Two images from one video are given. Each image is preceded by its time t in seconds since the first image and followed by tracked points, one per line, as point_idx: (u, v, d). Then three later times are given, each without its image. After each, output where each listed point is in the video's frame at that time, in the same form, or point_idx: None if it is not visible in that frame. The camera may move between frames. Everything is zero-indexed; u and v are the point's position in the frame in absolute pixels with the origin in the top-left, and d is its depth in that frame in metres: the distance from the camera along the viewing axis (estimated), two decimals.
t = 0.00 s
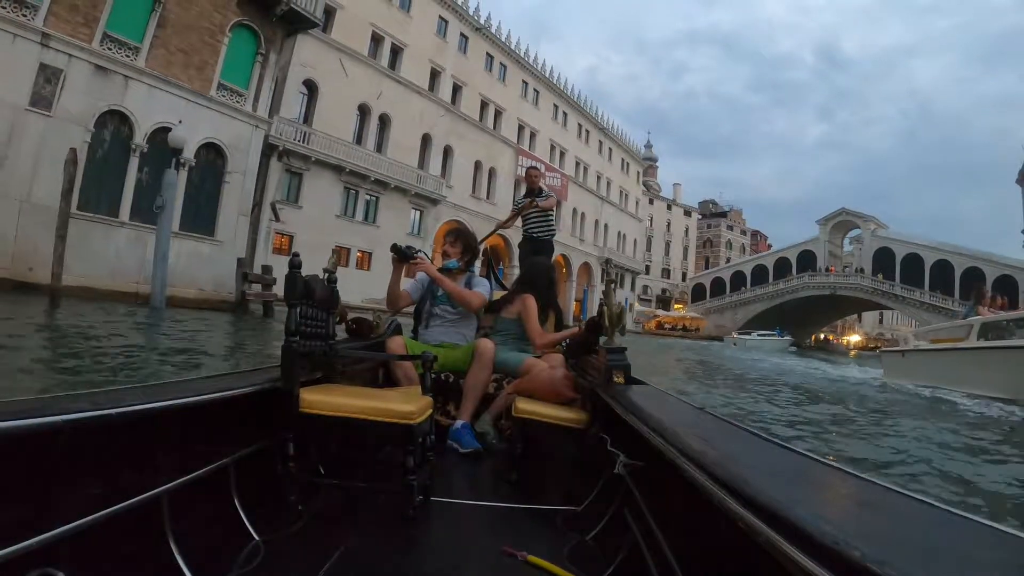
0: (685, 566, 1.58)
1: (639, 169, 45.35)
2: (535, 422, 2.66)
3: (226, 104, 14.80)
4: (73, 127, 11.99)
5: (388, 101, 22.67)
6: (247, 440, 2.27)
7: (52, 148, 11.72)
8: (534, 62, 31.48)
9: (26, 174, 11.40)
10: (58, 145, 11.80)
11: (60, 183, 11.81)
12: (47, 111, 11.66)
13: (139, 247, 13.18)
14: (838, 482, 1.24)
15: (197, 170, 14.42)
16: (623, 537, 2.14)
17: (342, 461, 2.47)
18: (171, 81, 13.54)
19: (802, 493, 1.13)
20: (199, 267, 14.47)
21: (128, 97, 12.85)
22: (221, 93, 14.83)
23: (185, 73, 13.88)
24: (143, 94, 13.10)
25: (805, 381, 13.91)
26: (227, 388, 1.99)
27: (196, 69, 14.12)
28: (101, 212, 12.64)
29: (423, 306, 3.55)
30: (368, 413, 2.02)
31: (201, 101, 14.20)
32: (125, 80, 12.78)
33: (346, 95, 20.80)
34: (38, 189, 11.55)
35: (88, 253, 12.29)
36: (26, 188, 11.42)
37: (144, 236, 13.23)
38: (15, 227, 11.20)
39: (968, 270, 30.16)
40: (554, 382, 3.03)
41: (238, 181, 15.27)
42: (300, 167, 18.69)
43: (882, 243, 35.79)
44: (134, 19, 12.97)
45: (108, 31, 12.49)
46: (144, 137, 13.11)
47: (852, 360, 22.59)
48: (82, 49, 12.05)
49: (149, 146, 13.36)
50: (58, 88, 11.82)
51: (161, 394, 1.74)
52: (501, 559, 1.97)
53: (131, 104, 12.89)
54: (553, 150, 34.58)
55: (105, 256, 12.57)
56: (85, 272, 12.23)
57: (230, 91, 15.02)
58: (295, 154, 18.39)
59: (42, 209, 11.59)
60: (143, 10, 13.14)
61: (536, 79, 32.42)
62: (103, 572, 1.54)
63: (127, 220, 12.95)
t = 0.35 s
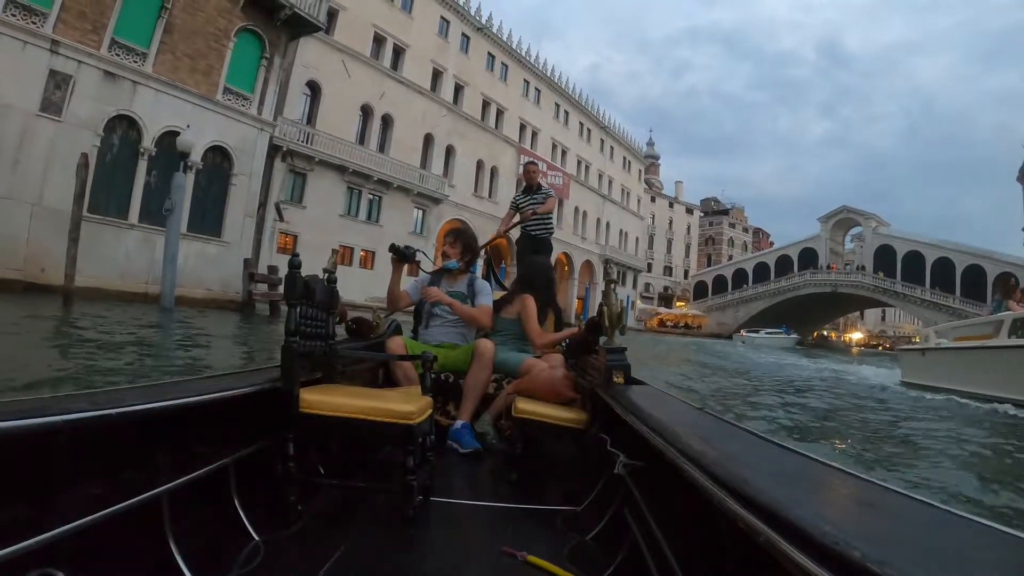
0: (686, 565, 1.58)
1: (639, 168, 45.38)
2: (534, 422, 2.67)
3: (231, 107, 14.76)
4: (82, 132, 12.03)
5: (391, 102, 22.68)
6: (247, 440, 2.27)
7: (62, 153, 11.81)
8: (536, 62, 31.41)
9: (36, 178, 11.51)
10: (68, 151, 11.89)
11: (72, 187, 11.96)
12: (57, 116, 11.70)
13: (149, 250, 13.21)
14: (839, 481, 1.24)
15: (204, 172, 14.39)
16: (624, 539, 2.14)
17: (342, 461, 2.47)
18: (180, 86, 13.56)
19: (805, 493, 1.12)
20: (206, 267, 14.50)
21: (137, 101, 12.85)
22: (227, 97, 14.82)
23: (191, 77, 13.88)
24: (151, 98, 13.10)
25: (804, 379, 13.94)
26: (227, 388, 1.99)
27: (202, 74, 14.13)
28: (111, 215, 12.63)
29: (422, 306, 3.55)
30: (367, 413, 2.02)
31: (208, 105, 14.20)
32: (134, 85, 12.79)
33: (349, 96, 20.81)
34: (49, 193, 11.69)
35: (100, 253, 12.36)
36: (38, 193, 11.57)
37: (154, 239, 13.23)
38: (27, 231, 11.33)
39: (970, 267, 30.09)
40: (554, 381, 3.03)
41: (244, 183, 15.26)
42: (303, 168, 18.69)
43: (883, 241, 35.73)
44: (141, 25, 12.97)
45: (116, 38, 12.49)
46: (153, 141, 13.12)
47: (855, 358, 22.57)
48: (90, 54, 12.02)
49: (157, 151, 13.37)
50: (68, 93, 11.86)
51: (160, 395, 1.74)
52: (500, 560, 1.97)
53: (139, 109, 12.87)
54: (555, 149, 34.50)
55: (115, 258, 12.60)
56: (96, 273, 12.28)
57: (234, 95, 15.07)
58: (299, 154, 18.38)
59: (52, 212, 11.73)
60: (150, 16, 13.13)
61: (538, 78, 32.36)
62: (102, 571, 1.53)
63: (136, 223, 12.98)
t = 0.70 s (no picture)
0: (685, 565, 1.58)
1: (645, 162, 45.13)
2: (533, 422, 2.67)
3: (238, 110, 14.75)
4: (94, 134, 12.05)
5: (395, 102, 22.69)
6: (247, 440, 2.27)
7: (74, 153, 11.82)
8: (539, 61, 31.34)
9: (48, 179, 11.54)
10: (80, 152, 11.91)
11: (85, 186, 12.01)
12: (69, 119, 11.73)
13: (163, 248, 13.27)
14: (839, 482, 1.24)
15: (214, 172, 14.46)
16: (624, 538, 2.14)
17: (342, 460, 2.47)
18: (191, 89, 13.59)
19: (805, 493, 1.12)
20: (213, 267, 14.51)
21: (148, 102, 12.89)
22: (235, 99, 14.89)
23: (200, 80, 13.88)
24: (161, 100, 13.12)
25: (801, 378, 13.93)
26: (227, 387, 1.99)
27: (210, 77, 14.15)
28: (124, 218, 12.70)
29: (423, 305, 3.55)
30: (366, 413, 2.02)
31: (217, 108, 14.24)
32: (144, 87, 12.79)
33: (354, 96, 20.82)
34: (61, 193, 11.73)
35: (118, 251, 12.50)
36: (51, 194, 11.62)
37: (167, 236, 13.29)
38: (39, 230, 11.40)
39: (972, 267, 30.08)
40: (553, 381, 3.02)
41: (250, 183, 15.25)
42: (303, 168, 18.64)
43: (884, 241, 35.72)
44: (149, 28, 13.02)
45: (126, 42, 12.54)
46: (162, 142, 13.14)
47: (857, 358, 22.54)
48: (98, 57, 12.01)
49: (167, 154, 13.42)
50: (79, 96, 11.88)
51: (161, 394, 1.74)
52: (501, 560, 1.97)
53: (148, 111, 12.90)
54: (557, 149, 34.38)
55: (124, 258, 12.62)
56: (105, 273, 12.29)
57: (245, 97, 15.11)
58: (304, 154, 18.39)
59: (66, 212, 11.78)
60: (161, 22, 13.27)
61: (541, 78, 32.29)
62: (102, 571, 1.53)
63: (146, 223, 12.97)
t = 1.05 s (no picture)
0: (685, 565, 1.59)
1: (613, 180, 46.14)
2: (532, 422, 2.68)
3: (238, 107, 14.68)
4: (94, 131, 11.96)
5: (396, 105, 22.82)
6: (246, 441, 2.26)
7: (49, 175, 12.95)
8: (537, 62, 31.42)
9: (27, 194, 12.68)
10: (59, 173, 13.13)
11: (65, 203, 13.21)
12: (45, 141, 12.84)
13: (126, 254, 14.26)
14: (839, 482, 1.25)
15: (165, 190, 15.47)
16: (624, 538, 2.14)
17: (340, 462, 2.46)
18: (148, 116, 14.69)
19: (804, 493, 1.13)
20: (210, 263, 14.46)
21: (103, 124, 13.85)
22: (196, 127, 15.91)
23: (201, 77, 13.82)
24: (118, 124, 14.11)
25: (788, 378, 14.00)
26: (226, 387, 1.98)
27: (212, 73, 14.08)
28: (94, 229, 13.69)
29: (427, 307, 3.59)
30: (367, 413, 2.02)
31: (178, 134, 15.38)
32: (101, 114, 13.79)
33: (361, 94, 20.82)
34: (43, 204, 12.85)
35: (86, 258, 13.54)
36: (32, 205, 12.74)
37: (134, 248, 14.21)
38: (25, 245, 12.58)
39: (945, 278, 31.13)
40: (552, 381, 3.04)
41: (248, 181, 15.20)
42: (300, 173, 18.97)
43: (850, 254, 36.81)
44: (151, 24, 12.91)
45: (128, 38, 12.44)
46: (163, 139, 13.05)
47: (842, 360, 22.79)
48: (65, 91, 13.11)
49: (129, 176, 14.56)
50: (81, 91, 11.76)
51: (160, 394, 1.74)
52: (503, 560, 1.97)
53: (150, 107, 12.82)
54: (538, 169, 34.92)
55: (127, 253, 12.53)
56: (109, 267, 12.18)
57: (205, 126, 16.10)
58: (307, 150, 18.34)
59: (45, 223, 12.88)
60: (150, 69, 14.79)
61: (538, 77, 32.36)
62: (102, 571, 1.52)
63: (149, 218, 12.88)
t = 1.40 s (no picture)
0: (685, 565, 1.60)
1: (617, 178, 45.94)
2: (532, 422, 2.69)
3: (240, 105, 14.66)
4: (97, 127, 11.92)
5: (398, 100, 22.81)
6: (246, 441, 2.26)
7: (56, 166, 12.94)
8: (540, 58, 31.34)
9: (35, 185, 12.67)
10: (66, 166, 13.13)
11: (72, 195, 13.21)
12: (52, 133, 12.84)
13: (132, 245, 14.39)
14: (839, 482, 1.24)
15: (170, 182, 15.47)
16: (623, 538, 2.14)
17: (340, 462, 2.46)
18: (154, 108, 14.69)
19: (804, 493, 1.13)
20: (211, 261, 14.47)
21: (110, 117, 13.85)
22: (202, 121, 15.91)
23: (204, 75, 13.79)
24: (125, 117, 14.10)
25: (785, 377, 13.96)
26: (226, 387, 1.98)
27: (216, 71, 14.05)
28: (100, 221, 13.70)
29: (426, 307, 3.61)
30: (368, 413, 2.02)
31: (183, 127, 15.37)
32: (108, 106, 13.78)
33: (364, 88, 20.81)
34: (50, 196, 12.83)
35: (92, 249, 13.55)
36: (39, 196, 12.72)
37: (139, 240, 14.33)
38: (32, 235, 12.56)
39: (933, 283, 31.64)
40: (552, 381, 3.03)
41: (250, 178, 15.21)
42: (303, 166, 19.04)
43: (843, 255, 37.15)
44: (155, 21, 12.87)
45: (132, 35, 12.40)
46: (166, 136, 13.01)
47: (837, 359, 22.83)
48: (73, 83, 13.11)
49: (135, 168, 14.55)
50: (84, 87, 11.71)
51: (160, 394, 1.73)
52: (503, 559, 1.98)
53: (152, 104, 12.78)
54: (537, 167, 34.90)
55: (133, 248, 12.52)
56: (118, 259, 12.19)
57: (212, 120, 16.11)
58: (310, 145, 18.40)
59: (52, 214, 12.87)
60: (156, 62, 14.76)
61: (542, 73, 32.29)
62: (103, 570, 1.52)
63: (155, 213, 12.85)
